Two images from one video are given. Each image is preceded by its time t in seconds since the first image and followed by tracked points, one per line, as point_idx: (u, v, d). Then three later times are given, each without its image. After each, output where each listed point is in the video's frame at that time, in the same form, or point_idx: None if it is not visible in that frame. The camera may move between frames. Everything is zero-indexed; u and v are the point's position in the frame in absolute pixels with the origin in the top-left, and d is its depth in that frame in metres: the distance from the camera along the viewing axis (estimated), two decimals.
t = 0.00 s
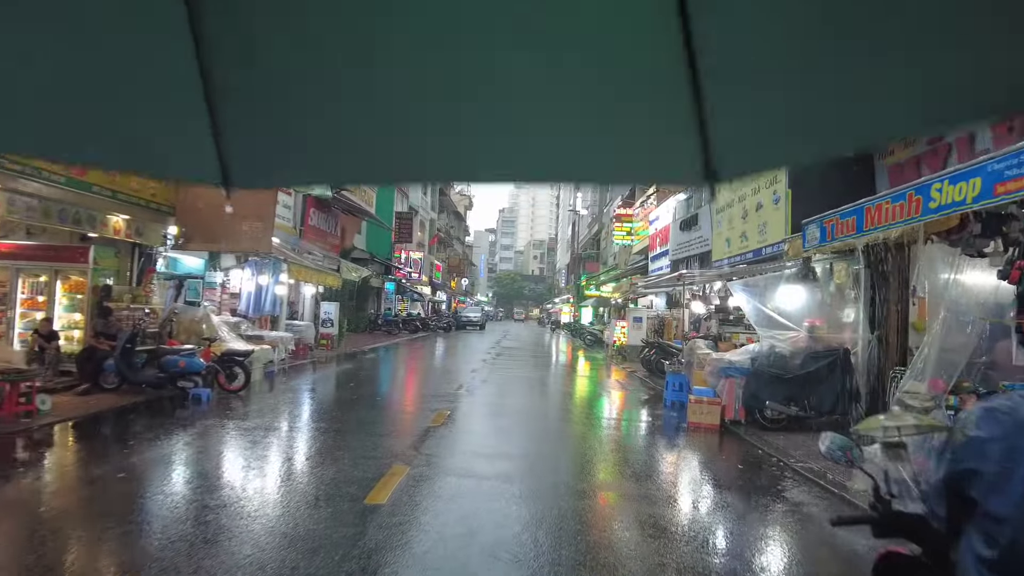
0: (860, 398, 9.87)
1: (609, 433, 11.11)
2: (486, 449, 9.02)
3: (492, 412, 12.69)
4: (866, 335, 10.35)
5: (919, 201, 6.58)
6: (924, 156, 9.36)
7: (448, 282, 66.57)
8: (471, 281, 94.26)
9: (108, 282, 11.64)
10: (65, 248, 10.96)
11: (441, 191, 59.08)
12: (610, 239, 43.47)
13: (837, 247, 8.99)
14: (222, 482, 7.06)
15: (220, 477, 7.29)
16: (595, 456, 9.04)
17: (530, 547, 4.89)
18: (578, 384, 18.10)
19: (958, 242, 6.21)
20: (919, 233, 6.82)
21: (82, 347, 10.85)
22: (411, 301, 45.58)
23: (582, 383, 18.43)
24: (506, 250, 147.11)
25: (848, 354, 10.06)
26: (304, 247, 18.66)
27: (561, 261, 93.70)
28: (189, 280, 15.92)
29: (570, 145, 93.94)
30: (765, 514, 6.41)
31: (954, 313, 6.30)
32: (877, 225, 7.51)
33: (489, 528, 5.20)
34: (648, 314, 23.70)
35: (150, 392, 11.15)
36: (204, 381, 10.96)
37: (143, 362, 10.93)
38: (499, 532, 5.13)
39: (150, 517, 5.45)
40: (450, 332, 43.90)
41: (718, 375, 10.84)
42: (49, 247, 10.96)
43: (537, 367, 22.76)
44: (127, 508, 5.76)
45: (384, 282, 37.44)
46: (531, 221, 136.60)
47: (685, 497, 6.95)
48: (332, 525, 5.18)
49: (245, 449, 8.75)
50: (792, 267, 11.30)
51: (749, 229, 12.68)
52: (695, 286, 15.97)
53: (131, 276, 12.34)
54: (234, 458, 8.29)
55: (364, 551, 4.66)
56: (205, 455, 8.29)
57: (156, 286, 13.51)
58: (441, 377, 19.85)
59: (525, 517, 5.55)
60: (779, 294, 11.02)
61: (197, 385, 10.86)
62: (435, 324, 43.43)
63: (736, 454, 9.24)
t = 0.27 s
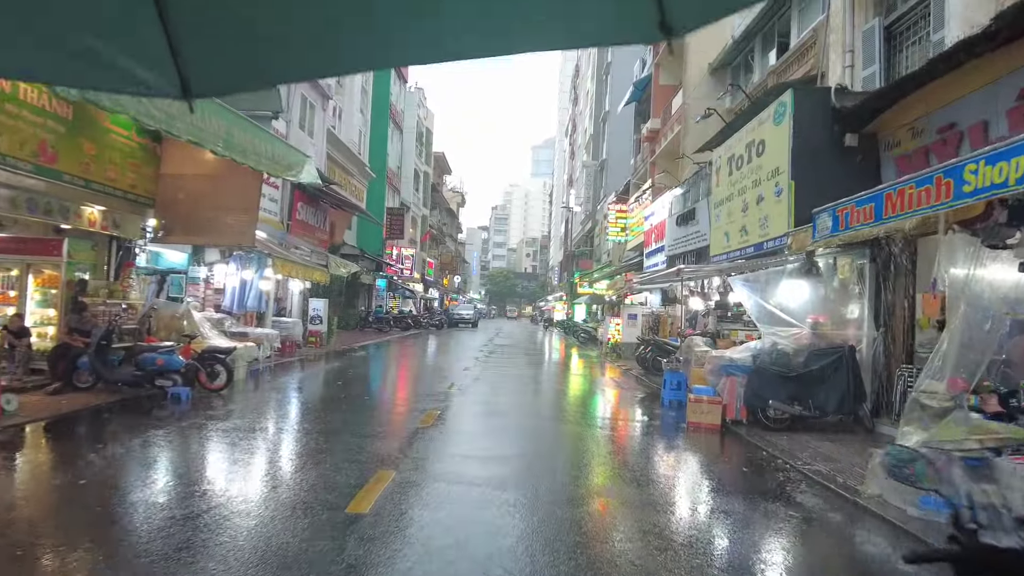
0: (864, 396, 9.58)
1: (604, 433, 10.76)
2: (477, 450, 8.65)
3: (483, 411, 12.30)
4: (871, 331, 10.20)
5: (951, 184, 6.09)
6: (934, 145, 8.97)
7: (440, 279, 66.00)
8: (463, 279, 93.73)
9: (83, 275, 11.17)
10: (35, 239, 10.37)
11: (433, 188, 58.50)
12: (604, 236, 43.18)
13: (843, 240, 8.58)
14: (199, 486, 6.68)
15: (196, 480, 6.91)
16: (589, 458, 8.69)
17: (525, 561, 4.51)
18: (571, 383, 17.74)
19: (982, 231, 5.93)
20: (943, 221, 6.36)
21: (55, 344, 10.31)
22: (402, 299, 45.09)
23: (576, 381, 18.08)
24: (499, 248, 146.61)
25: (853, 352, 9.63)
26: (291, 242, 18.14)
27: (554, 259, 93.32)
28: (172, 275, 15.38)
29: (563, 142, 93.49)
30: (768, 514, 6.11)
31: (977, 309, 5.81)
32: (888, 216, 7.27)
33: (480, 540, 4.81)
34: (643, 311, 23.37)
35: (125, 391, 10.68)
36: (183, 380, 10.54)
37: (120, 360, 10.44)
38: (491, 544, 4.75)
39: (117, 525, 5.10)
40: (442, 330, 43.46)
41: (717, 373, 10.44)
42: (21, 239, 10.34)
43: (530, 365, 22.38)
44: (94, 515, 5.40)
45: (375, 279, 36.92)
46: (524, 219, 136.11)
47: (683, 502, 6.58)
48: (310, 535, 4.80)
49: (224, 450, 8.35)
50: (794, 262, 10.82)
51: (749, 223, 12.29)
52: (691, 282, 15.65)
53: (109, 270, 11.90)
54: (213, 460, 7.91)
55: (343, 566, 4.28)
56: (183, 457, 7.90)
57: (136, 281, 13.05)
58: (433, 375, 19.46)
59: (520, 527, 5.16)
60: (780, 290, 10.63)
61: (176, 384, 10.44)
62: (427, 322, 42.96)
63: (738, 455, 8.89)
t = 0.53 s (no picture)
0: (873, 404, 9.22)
1: (600, 438, 10.40)
2: (469, 458, 8.28)
3: (476, 416, 11.88)
4: (879, 335, 9.85)
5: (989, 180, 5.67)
6: (947, 142, 8.57)
7: (433, 279, 65.48)
8: (457, 278, 93.24)
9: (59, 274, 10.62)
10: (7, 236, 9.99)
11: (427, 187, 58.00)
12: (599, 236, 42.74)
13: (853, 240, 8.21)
14: (178, 493, 6.35)
15: (177, 487, 6.58)
16: (585, 466, 8.32)
17: None
18: (567, 385, 17.30)
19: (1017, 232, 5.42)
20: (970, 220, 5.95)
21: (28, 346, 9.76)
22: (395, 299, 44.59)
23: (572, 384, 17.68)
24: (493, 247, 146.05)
25: (862, 358, 9.26)
26: (279, 241, 17.67)
27: (548, 259, 92.96)
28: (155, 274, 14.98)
29: (558, 142, 93.10)
30: (779, 529, 5.74)
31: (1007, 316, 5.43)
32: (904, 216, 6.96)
33: (471, 571, 4.36)
34: (640, 313, 22.95)
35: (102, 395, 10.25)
36: (162, 385, 10.06)
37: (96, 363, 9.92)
38: None
39: (81, 541, 4.72)
40: (435, 331, 42.91)
41: (720, 379, 9.98)
42: None
43: (525, 367, 21.96)
44: (63, 525, 5.07)
45: (367, 278, 36.42)
46: (518, 218, 135.72)
47: (687, 515, 6.16)
48: (284, 562, 4.36)
49: (205, 457, 7.98)
50: (799, 263, 10.46)
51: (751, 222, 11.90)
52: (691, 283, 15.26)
53: (86, 270, 11.38)
54: (196, 465, 7.57)
55: None
56: (161, 463, 7.52)
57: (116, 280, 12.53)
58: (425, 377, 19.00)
59: (515, 554, 4.72)
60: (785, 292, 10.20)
61: (154, 389, 9.96)
62: (420, 322, 42.48)
63: (740, 463, 8.51)
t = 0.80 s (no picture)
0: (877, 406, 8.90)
1: (594, 441, 10.07)
2: (459, 459, 7.97)
3: (466, 419, 11.50)
4: (882, 335, 9.51)
5: None
6: (956, 135, 8.23)
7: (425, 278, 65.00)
8: (449, 278, 92.79)
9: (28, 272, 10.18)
10: None
11: (418, 186, 57.53)
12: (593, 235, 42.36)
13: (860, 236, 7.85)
14: (155, 497, 6.04)
15: (154, 491, 6.26)
16: (578, 469, 7.96)
17: None
18: (561, 387, 16.92)
19: None
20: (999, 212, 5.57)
21: None
22: (386, 298, 44.13)
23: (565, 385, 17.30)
24: (486, 247, 145.61)
25: (866, 358, 8.96)
26: (265, 239, 17.21)
27: (541, 258, 92.62)
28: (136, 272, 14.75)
29: (550, 141, 92.77)
30: (787, 540, 5.39)
31: None
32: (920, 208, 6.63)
33: None
34: (634, 312, 22.59)
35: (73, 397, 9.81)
36: (137, 388, 9.62)
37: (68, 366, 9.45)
38: None
39: (36, 554, 4.35)
40: (427, 331, 42.43)
41: (718, 381, 9.69)
42: None
43: (517, 368, 21.58)
44: (17, 538, 4.68)
45: (357, 278, 35.96)
46: (511, 217, 135.33)
47: (689, 524, 5.78)
48: None
49: (184, 459, 7.63)
50: (801, 262, 10.15)
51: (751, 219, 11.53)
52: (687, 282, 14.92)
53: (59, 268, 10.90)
54: (175, 468, 7.24)
55: None
56: (137, 467, 7.14)
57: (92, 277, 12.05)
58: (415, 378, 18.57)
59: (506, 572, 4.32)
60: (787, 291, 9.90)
61: (129, 392, 9.51)
62: (411, 322, 42.02)
63: (740, 468, 8.16)
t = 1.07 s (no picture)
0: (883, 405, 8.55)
1: (587, 443, 9.68)
2: (446, 463, 7.57)
3: (454, 421, 11.07)
4: (887, 333, 9.15)
5: None
6: (964, 124, 7.87)
7: (417, 278, 64.48)
8: (441, 278, 92.25)
9: None
10: None
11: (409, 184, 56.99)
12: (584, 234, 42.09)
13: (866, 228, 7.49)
14: (120, 504, 5.61)
15: (120, 497, 5.84)
16: (571, 472, 7.59)
17: None
18: (552, 387, 16.53)
19: None
20: None
21: None
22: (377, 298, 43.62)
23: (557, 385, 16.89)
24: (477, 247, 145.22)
25: (871, 356, 8.59)
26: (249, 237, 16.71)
27: (533, 258, 92.22)
28: (113, 270, 13.99)
29: (542, 139, 92.35)
30: (798, 550, 5.02)
31: None
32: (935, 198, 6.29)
33: None
34: (627, 311, 22.25)
35: (39, 401, 9.32)
36: (108, 390, 9.13)
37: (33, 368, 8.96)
38: None
39: None
40: (417, 331, 41.92)
41: (716, 381, 9.32)
42: None
43: (508, 368, 21.16)
44: None
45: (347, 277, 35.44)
46: (503, 217, 134.89)
47: (692, 533, 5.38)
48: None
49: (156, 464, 7.22)
50: (802, 257, 9.79)
51: (748, 214, 11.18)
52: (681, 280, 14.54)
53: (26, 264, 10.38)
54: (148, 472, 6.83)
55: None
56: (106, 473, 6.71)
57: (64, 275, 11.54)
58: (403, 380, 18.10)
59: None
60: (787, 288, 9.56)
61: (99, 395, 9.02)
62: (401, 322, 41.50)
63: (741, 472, 7.79)
